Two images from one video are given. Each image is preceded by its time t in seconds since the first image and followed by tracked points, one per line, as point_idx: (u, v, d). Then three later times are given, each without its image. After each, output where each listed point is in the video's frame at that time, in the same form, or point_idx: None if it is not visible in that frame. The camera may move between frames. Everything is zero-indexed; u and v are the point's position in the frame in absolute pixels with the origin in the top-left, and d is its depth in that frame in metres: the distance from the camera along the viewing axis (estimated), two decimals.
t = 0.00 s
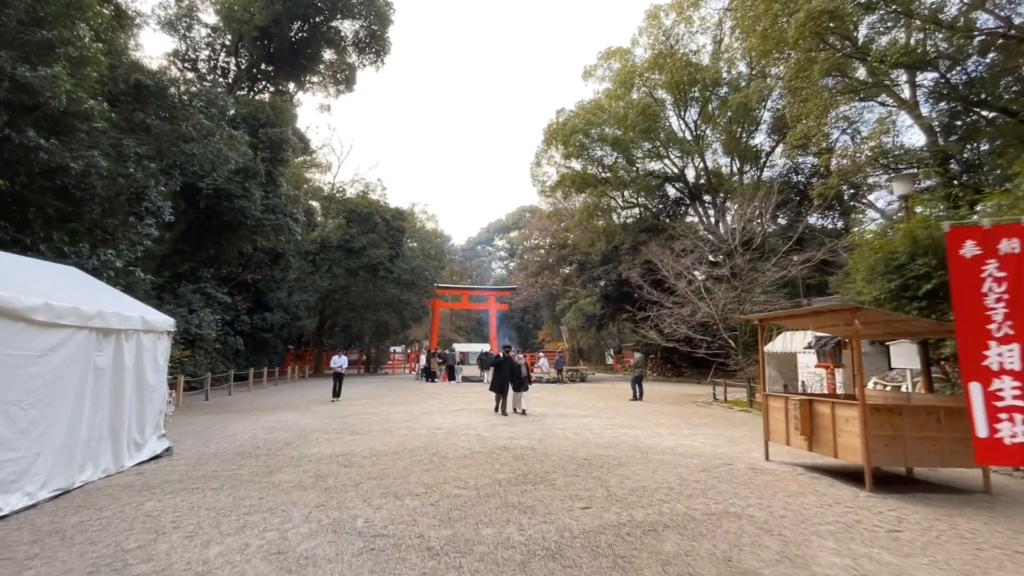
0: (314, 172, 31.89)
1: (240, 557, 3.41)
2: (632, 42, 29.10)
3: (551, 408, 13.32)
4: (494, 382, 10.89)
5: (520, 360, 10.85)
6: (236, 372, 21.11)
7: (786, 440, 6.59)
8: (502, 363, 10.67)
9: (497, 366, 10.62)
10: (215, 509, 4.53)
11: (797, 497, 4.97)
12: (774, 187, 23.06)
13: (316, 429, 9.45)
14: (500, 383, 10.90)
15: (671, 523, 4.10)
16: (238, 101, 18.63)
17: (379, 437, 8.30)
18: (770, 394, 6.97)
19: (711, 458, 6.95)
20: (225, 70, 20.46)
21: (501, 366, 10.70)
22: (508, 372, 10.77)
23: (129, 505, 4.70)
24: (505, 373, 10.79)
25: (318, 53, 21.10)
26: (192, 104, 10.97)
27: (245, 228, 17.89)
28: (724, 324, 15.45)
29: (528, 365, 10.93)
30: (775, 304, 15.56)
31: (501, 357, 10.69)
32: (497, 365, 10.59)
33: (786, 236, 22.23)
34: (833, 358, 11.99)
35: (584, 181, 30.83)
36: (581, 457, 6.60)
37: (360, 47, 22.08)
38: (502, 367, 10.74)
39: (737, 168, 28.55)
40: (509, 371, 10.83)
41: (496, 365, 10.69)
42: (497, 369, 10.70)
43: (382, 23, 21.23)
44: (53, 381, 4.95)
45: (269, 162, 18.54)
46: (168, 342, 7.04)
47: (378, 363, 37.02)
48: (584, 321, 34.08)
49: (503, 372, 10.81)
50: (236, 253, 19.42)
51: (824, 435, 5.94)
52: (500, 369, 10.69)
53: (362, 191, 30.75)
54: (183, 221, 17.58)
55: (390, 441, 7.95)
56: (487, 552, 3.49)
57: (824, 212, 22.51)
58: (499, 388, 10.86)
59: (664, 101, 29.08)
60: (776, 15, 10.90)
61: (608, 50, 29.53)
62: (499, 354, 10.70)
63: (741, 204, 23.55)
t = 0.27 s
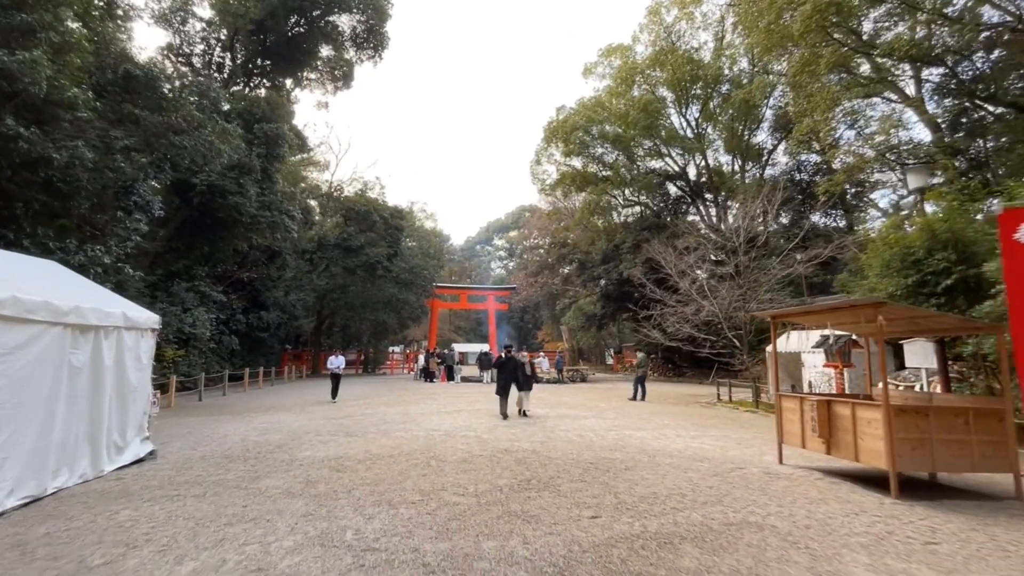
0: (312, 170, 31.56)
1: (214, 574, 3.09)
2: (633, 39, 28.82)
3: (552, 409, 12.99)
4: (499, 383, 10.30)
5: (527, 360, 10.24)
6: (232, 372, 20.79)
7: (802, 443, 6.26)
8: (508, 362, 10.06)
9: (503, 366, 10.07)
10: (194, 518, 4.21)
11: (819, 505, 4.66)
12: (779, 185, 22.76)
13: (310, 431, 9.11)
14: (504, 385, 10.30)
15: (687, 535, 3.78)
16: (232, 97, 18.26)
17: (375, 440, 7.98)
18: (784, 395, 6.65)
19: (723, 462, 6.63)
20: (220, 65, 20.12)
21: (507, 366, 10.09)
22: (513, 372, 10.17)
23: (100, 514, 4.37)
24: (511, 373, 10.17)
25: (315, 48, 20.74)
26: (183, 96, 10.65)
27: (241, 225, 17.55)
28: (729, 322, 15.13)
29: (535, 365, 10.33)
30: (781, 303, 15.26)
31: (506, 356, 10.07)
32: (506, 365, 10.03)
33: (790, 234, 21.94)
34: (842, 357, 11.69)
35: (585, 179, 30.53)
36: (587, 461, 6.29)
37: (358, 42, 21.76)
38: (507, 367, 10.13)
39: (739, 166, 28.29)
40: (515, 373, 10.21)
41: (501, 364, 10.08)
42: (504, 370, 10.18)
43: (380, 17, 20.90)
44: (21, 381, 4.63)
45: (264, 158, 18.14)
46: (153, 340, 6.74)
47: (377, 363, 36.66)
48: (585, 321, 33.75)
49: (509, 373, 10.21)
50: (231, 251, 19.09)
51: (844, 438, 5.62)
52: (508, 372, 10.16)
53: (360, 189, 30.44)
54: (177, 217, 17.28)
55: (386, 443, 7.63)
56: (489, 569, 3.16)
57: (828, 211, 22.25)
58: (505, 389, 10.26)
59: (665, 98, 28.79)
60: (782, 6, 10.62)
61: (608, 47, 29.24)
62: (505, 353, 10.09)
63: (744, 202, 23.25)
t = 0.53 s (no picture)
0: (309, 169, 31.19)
1: None
2: (634, 36, 28.52)
3: (554, 412, 12.65)
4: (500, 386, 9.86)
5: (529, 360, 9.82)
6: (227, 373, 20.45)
7: (819, 450, 5.93)
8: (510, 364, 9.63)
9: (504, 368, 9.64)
10: (173, 536, 3.88)
11: (845, 520, 4.34)
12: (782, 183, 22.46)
13: (304, 435, 8.77)
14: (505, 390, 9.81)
15: (708, 556, 3.45)
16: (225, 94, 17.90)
17: (369, 446, 7.64)
18: (798, 399, 6.32)
19: (735, 470, 6.30)
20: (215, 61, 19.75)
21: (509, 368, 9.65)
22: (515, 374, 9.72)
23: (68, 531, 4.02)
24: (513, 375, 9.73)
25: (311, 44, 20.36)
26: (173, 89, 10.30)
27: (235, 223, 17.20)
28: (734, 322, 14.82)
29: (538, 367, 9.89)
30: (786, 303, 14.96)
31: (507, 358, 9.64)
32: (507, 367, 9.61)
33: (794, 233, 21.65)
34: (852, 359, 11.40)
35: (585, 178, 30.22)
36: (593, 469, 5.96)
37: (354, 38, 21.42)
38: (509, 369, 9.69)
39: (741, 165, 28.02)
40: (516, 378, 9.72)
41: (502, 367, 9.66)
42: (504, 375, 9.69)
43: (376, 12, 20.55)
44: None
45: (259, 155, 17.73)
46: (136, 343, 6.41)
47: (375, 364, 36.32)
48: (585, 321, 33.43)
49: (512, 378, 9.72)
50: (226, 250, 18.73)
51: (866, 445, 5.30)
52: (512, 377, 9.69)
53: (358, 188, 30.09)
54: (171, 216, 16.96)
55: (381, 450, 7.30)
56: None
57: (830, 211, 22.02)
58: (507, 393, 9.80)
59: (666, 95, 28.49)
60: None
61: (608, 44, 28.93)
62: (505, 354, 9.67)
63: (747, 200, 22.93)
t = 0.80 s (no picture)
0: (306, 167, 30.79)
1: None
2: (635, 32, 28.22)
3: (557, 413, 12.26)
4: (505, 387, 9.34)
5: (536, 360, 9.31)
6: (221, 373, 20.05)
7: (845, 456, 5.54)
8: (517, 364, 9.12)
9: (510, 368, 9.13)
10: (142, 552, 3.49)
11: (884, 534, 3.95)
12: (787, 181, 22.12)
13: (296, 438, 8.37)
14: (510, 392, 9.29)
15: None
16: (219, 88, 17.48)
17: (365, 450, 7.25)
18: (820, 400, 5.94)
19: (754, 476, 5.92)
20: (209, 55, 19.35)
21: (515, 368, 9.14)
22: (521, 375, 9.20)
23: (23, 548, 3.62)
24: (520, 376, 9.21)
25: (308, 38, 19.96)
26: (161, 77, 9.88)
27: (229, 220, 16.79)
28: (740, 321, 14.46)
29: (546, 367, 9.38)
30: (794, 302, 14.61)
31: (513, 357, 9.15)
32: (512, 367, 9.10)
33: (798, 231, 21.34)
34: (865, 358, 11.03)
35: (586, 175, 29.87)
36: (604, 477, 5.59)
37: (352, 31, 21.04)
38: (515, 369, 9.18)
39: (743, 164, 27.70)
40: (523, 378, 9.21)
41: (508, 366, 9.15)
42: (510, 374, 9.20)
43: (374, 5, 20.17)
44: None
45: (253, 150, 17.29)
46: (114, 340, 6.04)
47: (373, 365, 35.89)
48: (585, 321, 33.05)
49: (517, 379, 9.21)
50: (220, 247, 18.32)
51: (899, 451, 4.91)
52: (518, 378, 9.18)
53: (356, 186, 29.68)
54: (163, 212, 16.56)
55: (377, 454, 6.91)
56: None
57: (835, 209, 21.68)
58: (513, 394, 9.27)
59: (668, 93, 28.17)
60: None
61: (609, 41, 28.62)
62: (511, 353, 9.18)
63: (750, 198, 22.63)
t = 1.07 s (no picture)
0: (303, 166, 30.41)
1: None
2: (636, 30, 27.98)
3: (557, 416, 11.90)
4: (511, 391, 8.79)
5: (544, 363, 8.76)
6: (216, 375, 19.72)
7: (867, 464, 5.21)
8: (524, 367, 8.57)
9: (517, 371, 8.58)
10: None
11: (919, 552, 3.64)
12: (790, 180, 21.84)
13: (286, 444, 8.00)
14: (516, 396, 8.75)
15: None
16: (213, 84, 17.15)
17: (360, 456, 6.92)
18: (840, 404, 5.62)
19: (770, 485, 5.59)
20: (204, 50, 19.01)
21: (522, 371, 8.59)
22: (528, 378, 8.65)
23: None
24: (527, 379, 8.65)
25: (305, 35, 19.61)
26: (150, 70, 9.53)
27: (224, 218, 16.45)
28: (744, 322, 14.18)
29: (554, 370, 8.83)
30: (801, 302, 14.31)
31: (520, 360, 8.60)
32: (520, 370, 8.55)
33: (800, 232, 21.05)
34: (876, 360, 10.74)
35: (586, 175, 29.57)
36: (612, 487, 5.26)
37: (349, 27, 20.73)
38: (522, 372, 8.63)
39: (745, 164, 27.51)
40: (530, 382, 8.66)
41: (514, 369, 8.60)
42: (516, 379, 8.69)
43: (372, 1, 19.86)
44: None
45: (248, 148, 16.94)
46: (92, 341, 5.72)
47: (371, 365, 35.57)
48: (585, 322, 32.74)
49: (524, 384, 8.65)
50: (214, 246, 17.97)
51: (931, 461, 4.56)
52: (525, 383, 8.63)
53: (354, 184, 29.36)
54: (156, 210, 16.23)
55: (372, 462, 6.58)
56: None
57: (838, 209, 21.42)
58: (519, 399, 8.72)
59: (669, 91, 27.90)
60: None
61: (610, 38, 28.33)
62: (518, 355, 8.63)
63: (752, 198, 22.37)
